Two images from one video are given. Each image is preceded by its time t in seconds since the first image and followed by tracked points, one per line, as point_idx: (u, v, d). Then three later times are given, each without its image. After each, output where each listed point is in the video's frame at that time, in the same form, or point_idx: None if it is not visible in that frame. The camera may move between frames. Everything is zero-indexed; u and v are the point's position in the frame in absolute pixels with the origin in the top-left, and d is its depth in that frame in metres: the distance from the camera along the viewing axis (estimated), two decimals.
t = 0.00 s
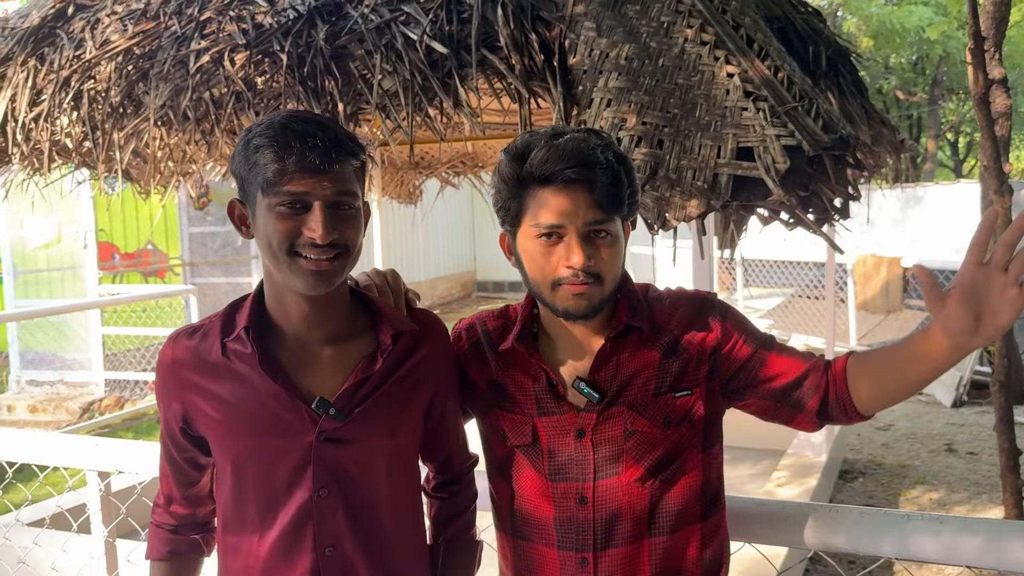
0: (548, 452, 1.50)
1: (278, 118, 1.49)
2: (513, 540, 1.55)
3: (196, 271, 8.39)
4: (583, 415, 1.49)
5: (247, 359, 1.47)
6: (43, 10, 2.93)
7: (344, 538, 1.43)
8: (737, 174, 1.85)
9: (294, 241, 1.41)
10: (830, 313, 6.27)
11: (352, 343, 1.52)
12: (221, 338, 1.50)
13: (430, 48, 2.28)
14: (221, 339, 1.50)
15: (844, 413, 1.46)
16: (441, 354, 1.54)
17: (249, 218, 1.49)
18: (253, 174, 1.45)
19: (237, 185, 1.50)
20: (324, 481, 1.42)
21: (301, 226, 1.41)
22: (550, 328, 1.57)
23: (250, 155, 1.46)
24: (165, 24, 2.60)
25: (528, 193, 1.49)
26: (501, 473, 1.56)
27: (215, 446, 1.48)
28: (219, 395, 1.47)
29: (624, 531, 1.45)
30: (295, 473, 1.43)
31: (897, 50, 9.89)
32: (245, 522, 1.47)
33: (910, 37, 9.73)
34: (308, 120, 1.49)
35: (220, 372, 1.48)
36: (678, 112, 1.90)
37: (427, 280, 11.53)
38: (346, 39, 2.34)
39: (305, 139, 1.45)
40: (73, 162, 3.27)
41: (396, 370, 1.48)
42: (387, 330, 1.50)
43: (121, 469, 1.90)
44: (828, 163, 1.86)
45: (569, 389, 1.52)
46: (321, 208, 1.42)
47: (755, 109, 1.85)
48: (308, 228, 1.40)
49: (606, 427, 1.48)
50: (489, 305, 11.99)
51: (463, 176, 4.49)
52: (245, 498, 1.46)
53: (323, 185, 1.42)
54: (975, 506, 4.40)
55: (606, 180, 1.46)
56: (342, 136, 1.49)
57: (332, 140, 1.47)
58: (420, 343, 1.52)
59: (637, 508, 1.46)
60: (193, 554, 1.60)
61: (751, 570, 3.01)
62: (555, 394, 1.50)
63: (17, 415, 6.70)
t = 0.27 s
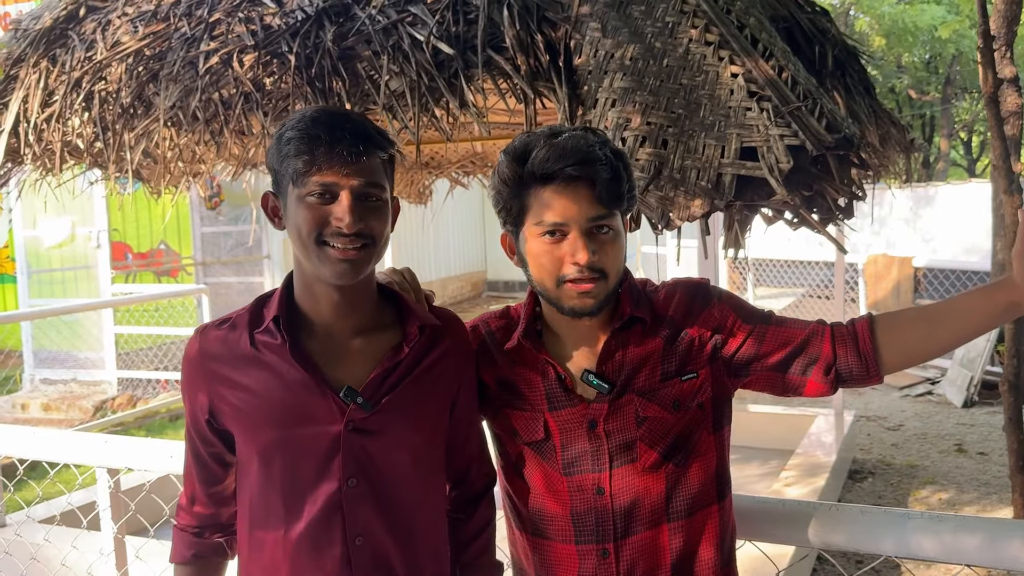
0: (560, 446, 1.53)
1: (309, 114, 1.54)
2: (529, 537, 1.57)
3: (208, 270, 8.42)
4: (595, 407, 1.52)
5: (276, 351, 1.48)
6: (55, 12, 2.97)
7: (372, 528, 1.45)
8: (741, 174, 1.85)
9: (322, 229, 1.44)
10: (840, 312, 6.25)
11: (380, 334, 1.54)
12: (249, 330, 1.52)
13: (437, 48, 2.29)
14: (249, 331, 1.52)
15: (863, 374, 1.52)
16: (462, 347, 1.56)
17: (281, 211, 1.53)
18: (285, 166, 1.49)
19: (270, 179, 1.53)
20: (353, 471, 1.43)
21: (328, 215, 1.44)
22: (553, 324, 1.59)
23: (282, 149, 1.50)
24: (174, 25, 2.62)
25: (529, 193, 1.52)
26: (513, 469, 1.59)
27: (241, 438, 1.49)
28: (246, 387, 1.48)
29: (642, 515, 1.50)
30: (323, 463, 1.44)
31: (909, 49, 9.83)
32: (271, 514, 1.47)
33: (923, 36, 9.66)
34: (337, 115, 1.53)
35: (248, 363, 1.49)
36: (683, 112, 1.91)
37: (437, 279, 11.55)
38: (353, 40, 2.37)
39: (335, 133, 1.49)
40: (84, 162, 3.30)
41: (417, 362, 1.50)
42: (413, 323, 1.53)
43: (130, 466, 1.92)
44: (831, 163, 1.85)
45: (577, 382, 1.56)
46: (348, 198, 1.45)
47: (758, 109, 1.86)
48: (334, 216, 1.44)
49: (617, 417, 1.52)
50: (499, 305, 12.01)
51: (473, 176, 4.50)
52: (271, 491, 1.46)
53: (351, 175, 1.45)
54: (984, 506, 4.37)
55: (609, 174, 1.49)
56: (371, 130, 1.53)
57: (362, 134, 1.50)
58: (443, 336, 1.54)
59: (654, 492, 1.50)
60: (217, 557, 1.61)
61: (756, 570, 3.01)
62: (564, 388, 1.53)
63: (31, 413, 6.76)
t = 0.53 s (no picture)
0: (579, 447, 1.52)
1: (341, 121, 1.54)
2: (552, 540, 1.57)
3: (210, 271, 8.49)
4: (613, 407, 1.51)
5: (300, 362, 1.48)
6: (58, 12, 2.96)
7: (403, 539, 1.45)
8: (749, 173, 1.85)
9: (347, 238, 1.43)
10: (843, 311, 6.24)
11: (404, 345, 1.54)
12: (274, 341, 1.52)
13: (442, 47, 2.29)
14: (274, 342, 1.52)
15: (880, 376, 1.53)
16: (487, 355, 1.55)
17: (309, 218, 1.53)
18: (313, 173, 1.49)
19: (300, 186, 1.54)
20: (380, 483, 1.43)
21: (354, 222, 1.44)
22: (571, 323, 1.58)
23: (312, 156, 1.51)
24: (179, 25, 2.63)
25: (547, 186, 1.53)
26: (534, 473, 1.59)
27: (268, 451, 1.49)
28: (272, 399, 1.48)
29: (662, 517, 1.49)
30: (351, 476, 1.44)
31: (912, 49, 9.80)
32: (300, 526, 1.47)
33: (926, 35, 9.61)
34: (367, 122, 1.52)
35: (274, 376, 1.49)
36: (690, 111, 1.90)
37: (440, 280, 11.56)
38: (359, 39, 2.36)
39: (363, 140, 1.49)
40: (88, 162, 3.29)
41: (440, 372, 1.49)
42: (439, 332, 1.52)
43: (136, 466, 1.91)
44: (840, 162, 1.85)
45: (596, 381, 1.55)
46: (374, 206, 1.44)
47: (766, 108, 1.85)
48: (360, 224, 1.43)
49: (636, 417, 1.51)
50: (501, 305, 12.01)
51: (477, 176, 4.50)
52: (299, 503, 1.46)
53: (380, 183, 1.45)
54: (989, 506, 4.36)
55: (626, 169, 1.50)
56: (401, 139, 1.52)
57: (390, 142, 1.50)
58: (466, 345, 1.53)
59: (674, 494, 1.49)
60: (243, 565, 1.62)
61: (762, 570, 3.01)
62: (583, 388, 1.53)
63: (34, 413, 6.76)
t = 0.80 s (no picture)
0: (605, 450, 1.53)
1: (350, 116, 1.53)
2: (573, 543, 1.58)
3: (209, 270, 8.37)
4: (642, 409, 1.53)
5: (316, 362, 1.48)
6: (60, 10, 2.95)
7: (419, 541, 1.45)
8: (758, 173, 1.84)
9: (359, 237, 1.43)
10: (844, 312, 6.24)
11: (420, 346, 1.54)
12: (288, 341, 1.52)
13: (448, 47, 2.28)
14: (288, 341, 1.52)
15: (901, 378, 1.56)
16: (502, 355, 1.56)
17: (320, 215, 1.53)
18: (324, 169, 1.48)
19: (310, 183, 1.53)
20: (397, 486, 1.43)
21: (366, 219, 1.44)
22: (597, 323, 1.61)
23: (322, 152, 1.50)
24: (182, 24, 2.61)
25: (578, 181, 1.57)
26: (556, 475, 1.60)
27: (280, 452, 1.48)
28: (286, 400, 1.48)
29: (688, 520, 1.51)
30: (367, 478, 1.44)
31: (909, 49, 9.81)
32: (312, 529, 1.47)
33: (923, 36, 9.62)
34: (376, 116, 1.52)
35: (288, 376, 1.49)
36: (698, 111, 1.90)
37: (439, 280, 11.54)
38: (364, 38, 2.35)
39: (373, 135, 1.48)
40: (89, 162, 3.28)
41: (456, 374, 1.49)
42: (453, 332, 1.53)
43: (140, 467, 1.90)
44: (848, 162, 1.84)
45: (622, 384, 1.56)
46: (385, 203, 1.44)
47: (775, 108, 1.84)
48: (371, 222, 1.43)
49: (664, 420, 1.53)
50: (500, 305, 12.01)
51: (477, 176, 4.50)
52: (313, 505, 1.46)
53: (390, 178, 1.45)
54: (991, 507, 4.36)
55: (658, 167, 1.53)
56: (411, 132, 1.51)
57: (401, 135, 1.49)
58: (482, 346, 1.54)
59: (699, 498, 1.51)
60: None
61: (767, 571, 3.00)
62: (611, 390, 1.54)
63: (32, 413, 6.73)
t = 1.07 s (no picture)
0: (621, 455, 1.54)
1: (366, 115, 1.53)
2: (586, 549, 1.59)
3: (203, 271, 8.43)
4: (658, 414, 1.54)
5: (329, 363, 1.48)
6: (56, 10, 2.92)
7: (426, 549, 1.45)
8: (763, 175, 1.84)
9: (374, 238, 1.43)
10: (841, 314, 6.25)
11: (432, 348, 1.53)
12: (299, 341, 1.51)
13: (451, 48, 2.27)
14: (301, 341, 1.51)
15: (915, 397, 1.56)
16: (514, 360, 1.56)
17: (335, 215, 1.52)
18: (340, 169, 1.48)
19: (326, 183, 1.53)
20: (406, 492, 1.43)
21: (380, 220, 1.43)
22: (615, 324, 1.63)
23: (338, 152, 1.49)
24: (181, 24, 2.59)
25: (596, 176, 1.59)
26: (571, 480, 1.61)
27: (288, 454, 1.47)
28: (296, 402, 1.46)
29: (704, 527, 1.52)
30: (378, 483, 1.43)
31: (902, 51, 9.83)
32: (318, 533, 1.46)
33: (915, 37, 9.72)
34: (391, 115, 1.51)
35: (298, 377, 1.48)
36: (703, 113, 1.89)
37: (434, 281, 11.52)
38: (366, 39, 2.34)
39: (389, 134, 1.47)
40: (86, 163, 3.26)
41: (469, 378, 1.50)
42: (467, 336, 1.52)
43: (142, 470, 1.88)
44: (853, 164, 1.85)
45: (639, 388, 1.57)
46: (401, 202, 1.44)
47: (781, 110, 1.84)
48: (386, 222, 1.42)
49: (680, 426, 1.54)
50: (495, 306, 12.02)
51: (475, 176, 4.49)
52: (322, 509, 1.45)
53: (406, 177, 1.45)
54: (988, 508, 4.37)
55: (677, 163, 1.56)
56: (427, 131, 1.51)
57: (416, 134, 1.48)
58: (495, 351, 1.54)
59: (716, 504, 1.52)
60: None
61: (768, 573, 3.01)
62: (627, 395, 1.55)
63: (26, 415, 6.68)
